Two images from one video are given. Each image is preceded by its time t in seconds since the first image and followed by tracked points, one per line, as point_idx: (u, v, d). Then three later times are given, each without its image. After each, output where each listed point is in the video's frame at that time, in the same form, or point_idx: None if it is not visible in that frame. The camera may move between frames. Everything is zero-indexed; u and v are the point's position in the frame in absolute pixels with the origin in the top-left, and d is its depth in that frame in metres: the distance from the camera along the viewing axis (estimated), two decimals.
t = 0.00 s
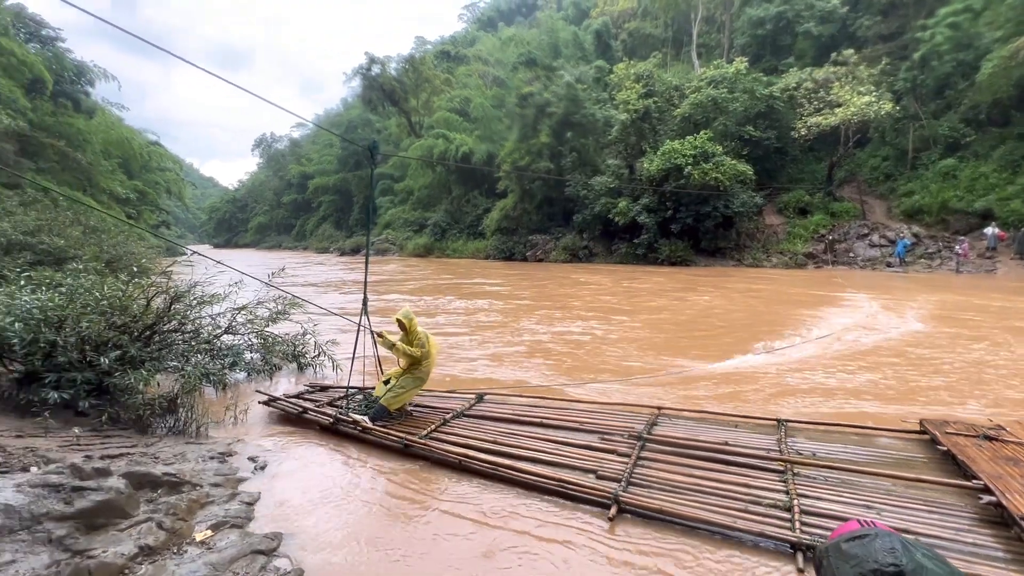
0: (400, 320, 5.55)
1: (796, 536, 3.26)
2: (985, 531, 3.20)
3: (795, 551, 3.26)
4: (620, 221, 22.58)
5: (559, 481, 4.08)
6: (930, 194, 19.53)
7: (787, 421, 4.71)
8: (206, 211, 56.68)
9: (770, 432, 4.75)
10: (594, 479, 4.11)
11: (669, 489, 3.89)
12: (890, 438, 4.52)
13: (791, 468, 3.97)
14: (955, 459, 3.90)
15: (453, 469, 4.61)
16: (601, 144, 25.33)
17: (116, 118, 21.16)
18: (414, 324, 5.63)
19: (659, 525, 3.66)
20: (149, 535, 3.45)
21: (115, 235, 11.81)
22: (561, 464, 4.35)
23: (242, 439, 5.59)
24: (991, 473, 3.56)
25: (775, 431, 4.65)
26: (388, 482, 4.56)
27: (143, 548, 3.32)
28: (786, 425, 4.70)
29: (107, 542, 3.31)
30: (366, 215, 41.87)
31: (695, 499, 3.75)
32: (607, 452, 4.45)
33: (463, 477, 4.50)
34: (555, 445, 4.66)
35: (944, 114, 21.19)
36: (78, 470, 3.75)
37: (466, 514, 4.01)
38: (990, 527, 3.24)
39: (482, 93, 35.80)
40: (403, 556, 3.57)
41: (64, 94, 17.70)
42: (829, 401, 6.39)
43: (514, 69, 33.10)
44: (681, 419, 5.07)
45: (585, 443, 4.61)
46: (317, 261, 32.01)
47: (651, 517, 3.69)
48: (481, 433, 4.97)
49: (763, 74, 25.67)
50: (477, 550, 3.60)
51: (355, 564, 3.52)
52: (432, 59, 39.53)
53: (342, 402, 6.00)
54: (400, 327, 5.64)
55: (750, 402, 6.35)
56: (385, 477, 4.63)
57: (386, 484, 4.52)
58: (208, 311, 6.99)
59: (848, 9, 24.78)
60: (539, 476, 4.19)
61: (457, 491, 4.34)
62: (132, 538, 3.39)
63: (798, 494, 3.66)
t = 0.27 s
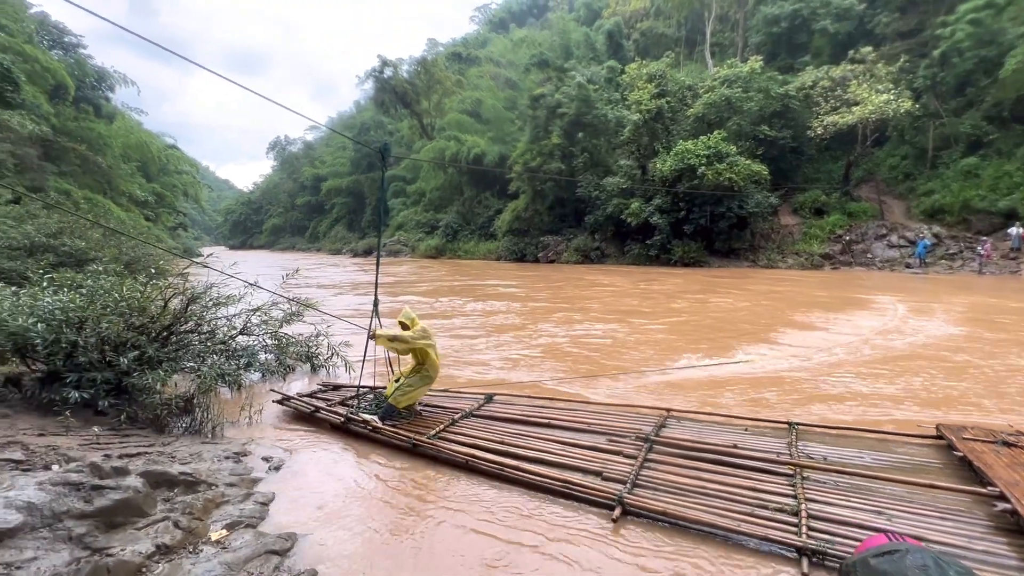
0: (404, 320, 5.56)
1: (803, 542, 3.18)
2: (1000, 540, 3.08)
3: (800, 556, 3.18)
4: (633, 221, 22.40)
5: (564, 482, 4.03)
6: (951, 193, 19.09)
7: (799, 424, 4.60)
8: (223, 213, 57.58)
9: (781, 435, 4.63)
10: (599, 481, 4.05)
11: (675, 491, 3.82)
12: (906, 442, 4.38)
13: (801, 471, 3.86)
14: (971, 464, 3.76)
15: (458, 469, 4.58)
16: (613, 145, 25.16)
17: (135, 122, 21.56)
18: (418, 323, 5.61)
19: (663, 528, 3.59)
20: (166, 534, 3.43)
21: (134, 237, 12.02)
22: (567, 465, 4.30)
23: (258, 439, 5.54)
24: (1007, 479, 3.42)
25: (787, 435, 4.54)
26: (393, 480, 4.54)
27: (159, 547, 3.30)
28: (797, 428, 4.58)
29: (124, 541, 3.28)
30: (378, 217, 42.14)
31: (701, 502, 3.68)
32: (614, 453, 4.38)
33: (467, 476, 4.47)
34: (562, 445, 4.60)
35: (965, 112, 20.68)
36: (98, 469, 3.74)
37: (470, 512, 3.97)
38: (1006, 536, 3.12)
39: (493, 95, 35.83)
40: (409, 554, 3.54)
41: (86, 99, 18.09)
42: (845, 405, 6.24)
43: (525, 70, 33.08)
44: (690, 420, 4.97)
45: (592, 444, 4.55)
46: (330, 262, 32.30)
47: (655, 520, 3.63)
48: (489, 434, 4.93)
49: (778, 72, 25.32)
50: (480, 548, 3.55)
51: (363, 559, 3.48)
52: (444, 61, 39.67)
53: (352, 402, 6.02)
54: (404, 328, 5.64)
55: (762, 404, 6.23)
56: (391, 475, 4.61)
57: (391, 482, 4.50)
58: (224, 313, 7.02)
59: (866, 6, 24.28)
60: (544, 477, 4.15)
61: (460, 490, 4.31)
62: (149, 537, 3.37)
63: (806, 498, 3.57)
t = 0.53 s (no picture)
0: (413, 320, 5.55)
1: (804, 542, 3.12)
2: (1008, 544, 2.99)
3: (801, 556, 3.12)
4: (641, 221, 22.26)
5: (566, 480, 4.00)
6: (966, 192, 18.77)
7: (805, 425, 4.52)
8: (234, 213, 58.15)
9: (786, 436, 4.56)
10: (601, 480, 4.01)
11: (677, 491, 3.77)
12: (915, 444, 4.28)
13: (805, 472, 3.79)
14: (980, 467, 3.65)
15: (460, 468, 4.56)
16: (621, 144, 25.02)
17: (148, 124, 21.87)
18: (427, 324, 5.58)
19: (663, 527, 3.55)
20: (177, 532, 3.42)
21: (147, 238, 12.17)
22: (570, 465, 4.26)
23: (268, 438, 5.52)
24: (1016, 482, 3.31)
25: (792, 435, 4.45)
26: (396, 477, 4.54)
27: (170, 545, 3.28)
28: (804, 429, 4.50)
29: (137, 538, 3.27)
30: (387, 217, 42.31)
31: (702, 502, 3.62)
32: (617, 453, 4.34)
33: (469, 475, 4.44)
34: (566, 445, 4.57)
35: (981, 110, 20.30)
36: (110, 467, 3.78)
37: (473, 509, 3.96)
38: (1014, 540, 3.02)
39: (502, 95, 35.82)
40: (411, 550, 3.53)
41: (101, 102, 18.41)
42: (856, 407, 6.14)
43: (534, 70, 33.06)
44: (697, 421, 4.90)
45: (596, 444, 4.51)
46: (339, 263, 32.49)
47: (655, 519, 3.59)
48: (493, 433, 4.91)
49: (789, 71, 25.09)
50: (480, 547, 3.53)
51: (367, 556, 3.47)
52: (453, 62, 39.74)
53: (361, 400, 6.04)
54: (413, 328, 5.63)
55: (771, 406, 6.15)
56: (394, 473, 4.61)
57: (394, 480, 4.49)
58: (234, 313, 7.06)
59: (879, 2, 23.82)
60: (545, 475, 4.12)
61: (462, 487, 4.30)
62: (160, 535, 3.35)
63: (809, 500, 3.50)
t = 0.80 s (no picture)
0: (416, 318, 5.56)
1: (798, 541, 3.09)
2: (1006, 546, 2.94)
3: (795, 554, 3.09)
4: (645, 221, 22.20)
5: (563, 478, 3.99)
6: (973, 192, 18.63)
7: (806, 425, 4.48)
8: (239, 213, 58.42)
9: (786, 435, 4.51)
10: (597, 479, 3.99)
11: (674, 489, 3.74)
12: (916, 445, 4.23)
13: (803, 472, 3.75)
14: (981, 469, 3.59)
15: (458, 466, 4.55)
16: (625, 144, 24.94)
17: (154, 125, 21.99)
18: (430, 322, 5.59)
19: (659, 526, 3.52)
20: (182, 531, 3.39)
21: (152, 238, 12.24)
22: (569, 463, 4.24)
23: (271, 437, 5.49)
24: (1017, 483, 3.26)
25: (792, 436, 4.41)
26: (394, 475, 4.52)
27: (175, 544, 3.27)
28: (804, 430, 4.46)
29: (142, 537, 3.25)
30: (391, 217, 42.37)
31: (698, 500, 3.60)
32: (615, 451, 4.31)
33: (466, 473, 4.43)
34: (565, 443, 4.55)
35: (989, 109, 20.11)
36: (116, 466, 3.76)
37: (471, 506, 3.94)
38: (1012, 541, 2.97)
39: (506, 95, 35.79)
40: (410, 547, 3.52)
41: (106, 102, 18.52)
42: (860, 407, 6.09)
43: (538, 70, 33.05)
44: (697, 420, 4.88)
45: (595, 442, 4.48)
46: (343, 262, 32.56)
47: (651, 517, 3.57)
48: (494, 431, 4.90)
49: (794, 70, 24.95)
50: (478, 544, 3.50)
51: (366, 552, 3.46)
52: (456, 61, 39.77)
53: (363, 398, 6.04)
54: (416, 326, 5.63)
55: (774, 407, 6.11)
56: (393, 470, 4.60)
57: (392, 478, 4.48)
58: (239, 312, 7.06)
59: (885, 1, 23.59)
60: (543, 473, 4.11)
61: (459, 484, 4.29)
62: (165, 534, 3.33)
63: (806, 500, 3.47)
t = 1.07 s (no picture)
0: (416, 316, 5.56)
1: (790, 540, 3.08)
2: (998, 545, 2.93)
3: (787, 554, 3.09)
4: (646, 221, 22.17)
5: (559, 477, 3.99)
6: (975, 192, 18.61)
7: (803, 425, 4.47)
8: (239, 213, 58.48)
9: (784, 435, 4.50)
10: (593, 477, 3.99)
11: (669, 488, 3.74)
12: (914, 446, 4.22)
13: (799, 472, 3.73)
14: (977, 469, 3.58)
15: (455, 465, 4.55)
16: (626, 144, 24.90)
17: (155, 124, 22.00)
18: (429, 319, 5.58)
19: (653, 525, 3.52)
20: (182, 531, 3.37)
21: (153, 238, 12.24)
22: (565, 462, 4.24)
23: (271, 437, 5.46)
24: (1013, 484, 3.24)
25: (790, 435, 4.40)
26: (391, 474, 4.52)
27: (175, 545, 3.24)
28: (802, 430, 4.45)
29: (141, 537, 3.23)
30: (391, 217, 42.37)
31: (693, 500, 3.59)
32: (612, 450, 4.31)
33: (463, 472, 4.44)
34: (562, 442, 4.54)
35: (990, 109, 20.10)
36: (116, 465, 3.75)
37: (468, 506, 3.94)
38: (1005, 541, 2.95)
39: (506, 95, 35.80)
40: (406, 546, 3.52)
41: (107, 102, 18.53)
42: (859, 407, 6.09)
43: (539, 70, 33.04)
44: (695, 420, 4.87)
45: (592, 441, 4.48)
46: (344, 262, 32.57)
47: (645, 517, 3.56)
48: (492, 430, 4.90)
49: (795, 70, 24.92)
50: (475, 544, 3.49)
51: (363, 552, 3.45)
52: (457, 62, 39.77)
53: (363, 397, 6.05)
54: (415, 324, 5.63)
55: (774, 407, 6.11)
56: (391, 468, 4.61)
57: (389, 476, 4.48)
58: (239, 312, 7.05)
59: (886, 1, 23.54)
60: (539, 472, 4.11)
61: (456, 483, 4.29)
62: (164, 535, 3.31)
63: (801, 499, 3.45)
